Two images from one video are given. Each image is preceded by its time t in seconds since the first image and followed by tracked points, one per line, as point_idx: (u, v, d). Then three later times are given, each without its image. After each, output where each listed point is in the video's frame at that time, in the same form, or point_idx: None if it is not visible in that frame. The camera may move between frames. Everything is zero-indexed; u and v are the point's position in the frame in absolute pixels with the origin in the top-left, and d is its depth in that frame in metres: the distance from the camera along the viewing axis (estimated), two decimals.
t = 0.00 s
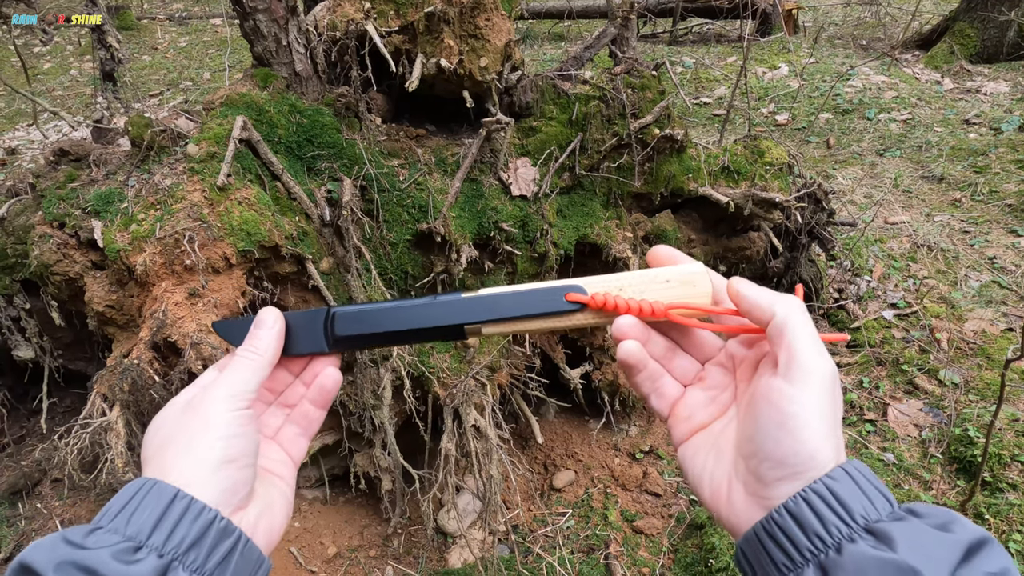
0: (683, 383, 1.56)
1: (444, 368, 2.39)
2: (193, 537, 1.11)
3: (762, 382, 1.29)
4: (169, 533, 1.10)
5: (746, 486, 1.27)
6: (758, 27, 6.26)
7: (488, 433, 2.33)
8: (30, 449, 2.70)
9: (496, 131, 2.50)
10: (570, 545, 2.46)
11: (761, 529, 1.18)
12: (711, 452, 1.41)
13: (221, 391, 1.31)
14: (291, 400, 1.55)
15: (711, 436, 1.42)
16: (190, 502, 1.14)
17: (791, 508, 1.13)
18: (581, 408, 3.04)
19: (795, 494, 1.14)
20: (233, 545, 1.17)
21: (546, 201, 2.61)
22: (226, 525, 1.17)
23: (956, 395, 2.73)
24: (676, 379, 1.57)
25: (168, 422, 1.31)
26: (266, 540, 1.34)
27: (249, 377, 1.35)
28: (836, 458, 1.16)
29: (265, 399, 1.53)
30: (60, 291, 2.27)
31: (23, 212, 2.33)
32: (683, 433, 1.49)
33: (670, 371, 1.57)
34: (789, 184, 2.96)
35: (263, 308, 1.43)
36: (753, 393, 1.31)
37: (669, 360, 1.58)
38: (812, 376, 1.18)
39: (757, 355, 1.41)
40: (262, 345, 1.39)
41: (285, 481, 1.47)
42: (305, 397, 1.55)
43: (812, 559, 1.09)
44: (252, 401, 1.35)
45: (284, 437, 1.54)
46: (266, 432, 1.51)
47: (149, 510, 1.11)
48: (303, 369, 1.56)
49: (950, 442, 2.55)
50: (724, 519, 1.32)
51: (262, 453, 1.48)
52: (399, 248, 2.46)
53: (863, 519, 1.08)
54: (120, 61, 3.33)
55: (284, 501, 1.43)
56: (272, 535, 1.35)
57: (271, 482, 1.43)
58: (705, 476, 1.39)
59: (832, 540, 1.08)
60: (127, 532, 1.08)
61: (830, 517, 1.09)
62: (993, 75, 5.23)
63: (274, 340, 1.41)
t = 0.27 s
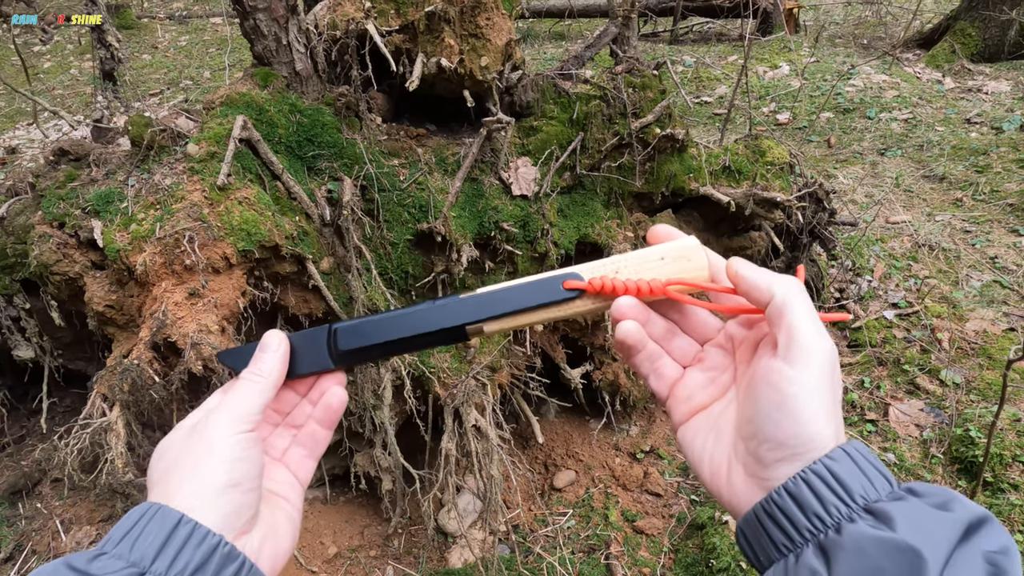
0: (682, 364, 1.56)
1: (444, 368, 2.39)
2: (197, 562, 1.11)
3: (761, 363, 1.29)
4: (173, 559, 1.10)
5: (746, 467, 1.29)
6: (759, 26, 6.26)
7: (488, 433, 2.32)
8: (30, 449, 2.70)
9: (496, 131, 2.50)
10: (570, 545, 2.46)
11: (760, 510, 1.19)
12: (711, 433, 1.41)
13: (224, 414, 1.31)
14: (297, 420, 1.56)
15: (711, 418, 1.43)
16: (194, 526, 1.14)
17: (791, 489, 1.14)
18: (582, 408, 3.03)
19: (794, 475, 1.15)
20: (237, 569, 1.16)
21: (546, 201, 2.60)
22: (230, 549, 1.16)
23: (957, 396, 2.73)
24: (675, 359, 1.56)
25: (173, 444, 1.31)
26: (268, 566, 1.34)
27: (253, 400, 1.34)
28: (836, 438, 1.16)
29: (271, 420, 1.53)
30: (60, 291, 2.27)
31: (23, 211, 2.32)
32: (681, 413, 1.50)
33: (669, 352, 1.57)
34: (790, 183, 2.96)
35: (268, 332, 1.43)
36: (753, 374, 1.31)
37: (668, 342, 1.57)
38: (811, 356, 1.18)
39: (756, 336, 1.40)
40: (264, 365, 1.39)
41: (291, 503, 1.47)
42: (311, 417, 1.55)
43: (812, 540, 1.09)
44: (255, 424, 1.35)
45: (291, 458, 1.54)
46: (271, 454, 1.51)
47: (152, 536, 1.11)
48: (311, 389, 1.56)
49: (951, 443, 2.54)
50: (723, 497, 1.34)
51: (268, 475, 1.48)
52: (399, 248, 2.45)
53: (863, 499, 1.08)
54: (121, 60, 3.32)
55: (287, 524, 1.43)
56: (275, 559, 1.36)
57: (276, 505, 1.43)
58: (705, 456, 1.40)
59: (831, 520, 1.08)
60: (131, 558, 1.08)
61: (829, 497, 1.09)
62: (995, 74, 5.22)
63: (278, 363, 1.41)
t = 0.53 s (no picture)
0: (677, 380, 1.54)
1: (446, 366, 2.38)
2: (172, 542, 1.13)
3: (796, 365, 1.31)
4: (148, 539, 1.11)
5: (784, 472, 1.28)
6: (761, 24, 6.24)
7: (490, 432, 2.31)
8: (31, 447, 2.70)
9: (498, 129, 2.49)
10: (571, 544, 2.46)
11: (796, 504, 1.20)
12: (730, 442, 1.38)
13: (193, 399, 1.30)
14: (271, 410, 1.55)
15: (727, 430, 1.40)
16: (169, 507, 1.15)
17: (829, 483, 1.16)
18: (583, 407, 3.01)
19: (830, 470, 1.18)
20: (214, 547, 1.18)
21: (548, 199, 2.60)
22: (205, 528, 1.18)
23: (959, 394, 2.73)
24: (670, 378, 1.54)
25: (143, 434, 1.30)
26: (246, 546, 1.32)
27: (222, 387, 1.34)
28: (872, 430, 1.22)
29: (243, 410, 1.53)
30: (61, 289, 2.27)
31: (23, 209, 2.32)
32: (694, 431, 1.44)
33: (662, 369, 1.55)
34: (792, 182, 2.95)
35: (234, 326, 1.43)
36: (785, 376, 1.32)
37: (660, 358, 1.56)
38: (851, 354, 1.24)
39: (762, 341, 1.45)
40: (232, 355, 1.38)
41: (269, 487, 1.46)
42: (287, 404, 1.56)
43: (849, 532, 1.12)
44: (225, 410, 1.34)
45: (267, 446, 1.52)
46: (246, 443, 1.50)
47: (127, 518, 1.12)
48: (283, 379, 1.57)
49: (953, 442, 2.54)
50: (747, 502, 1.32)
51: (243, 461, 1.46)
52: (400, 246, 2.45)
53: (899, 494, 1.11)
54: (122, 58, 3.32)
55: (265, 506, 1.42)
56: (252, 540, 1.34)
57: (253, 489, 1.42)
58: (732, 469, 1.35)
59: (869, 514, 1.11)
60: (107, 541, 1.10)
61: (867, 491, 1.13)
62: (997, 72, 5.20)
63: (245, 354, 1.40)
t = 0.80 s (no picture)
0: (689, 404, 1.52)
1: (447, 364, 2.38)
2: (155, 521, 1.11)
3: (783, 362, 1.39)
4: (130, 518, 1.09)
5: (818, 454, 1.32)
6: (762, 22, 6.23)
7: (491, 429, 2.31)
8: (33, 444, 2.71)
9: (499, 126, 2.49)
10: (572, 541, 2.46)
11: (824, 474, 1.25)
12: (759, 442, 1.43)
13: (174, 381, 1.30)
14: (249, 399, 1.56)
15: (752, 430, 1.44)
16: (151, 487, 1.14)
17: (852, 448, 1.21)
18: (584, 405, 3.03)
19: (852, 438, 1.23)
20: (197, 527, 1.17)
21: (549, 196, 2.60)
22: (188, 508, 1.16)
23: (960, 392, 2.73)
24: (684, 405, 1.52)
25: (122, 416, 1.30)
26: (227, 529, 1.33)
27: (204, 371, 1.34)
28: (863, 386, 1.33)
29: (222, 399, 1.53)
30: (62, 286, 2.27)
31: (24, 207, 2.33)
32: (729, 442, 1.45)
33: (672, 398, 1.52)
34: (793, 179, 2.95)
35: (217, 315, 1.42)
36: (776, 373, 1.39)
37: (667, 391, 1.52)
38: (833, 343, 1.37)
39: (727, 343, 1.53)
40: (215, 341, 1.38)
41: (246, 472, 1.47)
42: (265, 394, 1.56)
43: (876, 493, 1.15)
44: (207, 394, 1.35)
45: (244, 433, 1.53)
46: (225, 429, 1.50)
47: (108, 498, 1.10)
48: (262, 369, 1.57)
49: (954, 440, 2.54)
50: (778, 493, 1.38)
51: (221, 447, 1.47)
52: (401, 243, 2.44)
53: (921, 452, 1.14)
54: (123, 55, 3.32)
55: (246, 489, 1.43)
56: (232, 523, 1.35)
57: (231, 473, 1.42)
58: (774, 469, 1.38)
59: (892, 473, 1.14)
60: (87, 520, 1.07)
61: (888, 452, 1.16)
62: (999, 70, 5.19)
63: (228, 340, 1.40)
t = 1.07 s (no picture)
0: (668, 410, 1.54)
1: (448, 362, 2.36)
2: (168, 532, 1.11)
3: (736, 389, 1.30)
4: (144, 528, 1.09)
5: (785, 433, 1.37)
6: (764, 19, 6.22)
7: (492, 427, 2.31)
8: (35, 441, 2.71)
9: (501, 124, 2.49)
10: (573, 538, 2.46)
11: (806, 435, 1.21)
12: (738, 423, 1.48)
13: (199, 385, 1.30)
14: (278, 388, 1.62)
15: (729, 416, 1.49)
16: (165, 497, 1.13)
17: (828, 410, 1.16)
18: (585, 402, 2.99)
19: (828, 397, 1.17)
20: (209, 538, 1.16)
21: (550, 194, 2.60)
22: (201, 519, 1.16)
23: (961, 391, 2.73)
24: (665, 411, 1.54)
25: (144, 416, 1.30)
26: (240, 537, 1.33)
27: (228, 374, 1.33)
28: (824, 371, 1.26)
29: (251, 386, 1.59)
30: (64, 284, 2.27)
31: (26, 204, 2.35)
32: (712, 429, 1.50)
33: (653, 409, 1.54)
34: (795, 177, 2.95)
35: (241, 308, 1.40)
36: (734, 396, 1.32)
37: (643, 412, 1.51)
38: (779, 339, 1.29)
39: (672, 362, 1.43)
40: (241, 342, 1.37)
41: (267, 470, 1.50)
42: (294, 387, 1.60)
43: (858, 452, 1.11)
44: (230, 397, 1.34)
45: (269, 426, 1.58)
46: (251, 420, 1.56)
47: (122, 507, 1.10)
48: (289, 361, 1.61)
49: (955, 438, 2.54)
50: (772, 456, 1.51)
51: (247, 440, 1.51)
52: (402, 241, 2.44)
53: (899, 402, 1.08)
54: (123, 53, 3.32)
55: (263, 492, 1.44)
56: (245, 532, 1.35)
57: (251, 471, 1.45)
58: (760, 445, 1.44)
59: (872, 430, 1.10)
60: (101, 529, 1.07)
61: (866, 409, 1.11)
62: (1001, 68, 5.19)
63: (252, 340, 1.38)
